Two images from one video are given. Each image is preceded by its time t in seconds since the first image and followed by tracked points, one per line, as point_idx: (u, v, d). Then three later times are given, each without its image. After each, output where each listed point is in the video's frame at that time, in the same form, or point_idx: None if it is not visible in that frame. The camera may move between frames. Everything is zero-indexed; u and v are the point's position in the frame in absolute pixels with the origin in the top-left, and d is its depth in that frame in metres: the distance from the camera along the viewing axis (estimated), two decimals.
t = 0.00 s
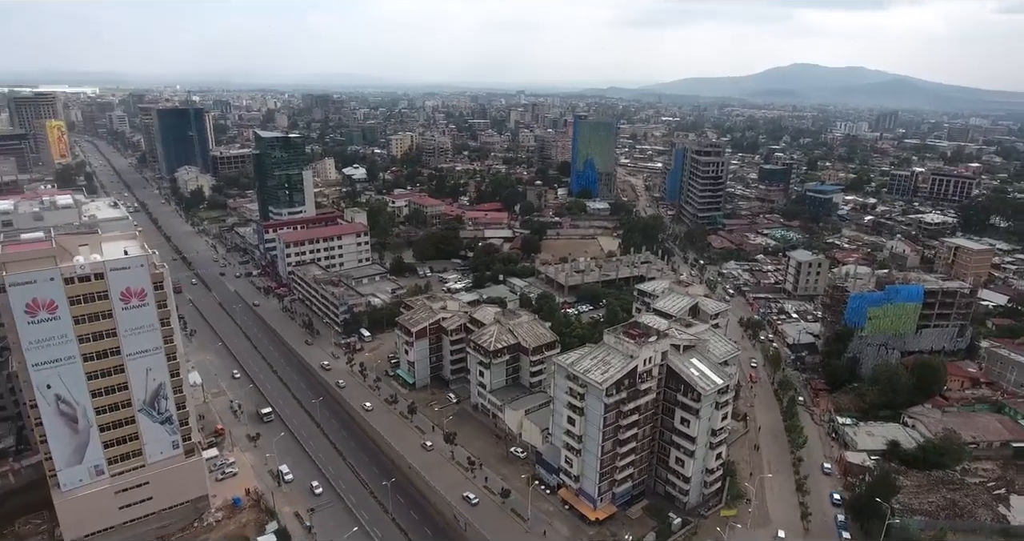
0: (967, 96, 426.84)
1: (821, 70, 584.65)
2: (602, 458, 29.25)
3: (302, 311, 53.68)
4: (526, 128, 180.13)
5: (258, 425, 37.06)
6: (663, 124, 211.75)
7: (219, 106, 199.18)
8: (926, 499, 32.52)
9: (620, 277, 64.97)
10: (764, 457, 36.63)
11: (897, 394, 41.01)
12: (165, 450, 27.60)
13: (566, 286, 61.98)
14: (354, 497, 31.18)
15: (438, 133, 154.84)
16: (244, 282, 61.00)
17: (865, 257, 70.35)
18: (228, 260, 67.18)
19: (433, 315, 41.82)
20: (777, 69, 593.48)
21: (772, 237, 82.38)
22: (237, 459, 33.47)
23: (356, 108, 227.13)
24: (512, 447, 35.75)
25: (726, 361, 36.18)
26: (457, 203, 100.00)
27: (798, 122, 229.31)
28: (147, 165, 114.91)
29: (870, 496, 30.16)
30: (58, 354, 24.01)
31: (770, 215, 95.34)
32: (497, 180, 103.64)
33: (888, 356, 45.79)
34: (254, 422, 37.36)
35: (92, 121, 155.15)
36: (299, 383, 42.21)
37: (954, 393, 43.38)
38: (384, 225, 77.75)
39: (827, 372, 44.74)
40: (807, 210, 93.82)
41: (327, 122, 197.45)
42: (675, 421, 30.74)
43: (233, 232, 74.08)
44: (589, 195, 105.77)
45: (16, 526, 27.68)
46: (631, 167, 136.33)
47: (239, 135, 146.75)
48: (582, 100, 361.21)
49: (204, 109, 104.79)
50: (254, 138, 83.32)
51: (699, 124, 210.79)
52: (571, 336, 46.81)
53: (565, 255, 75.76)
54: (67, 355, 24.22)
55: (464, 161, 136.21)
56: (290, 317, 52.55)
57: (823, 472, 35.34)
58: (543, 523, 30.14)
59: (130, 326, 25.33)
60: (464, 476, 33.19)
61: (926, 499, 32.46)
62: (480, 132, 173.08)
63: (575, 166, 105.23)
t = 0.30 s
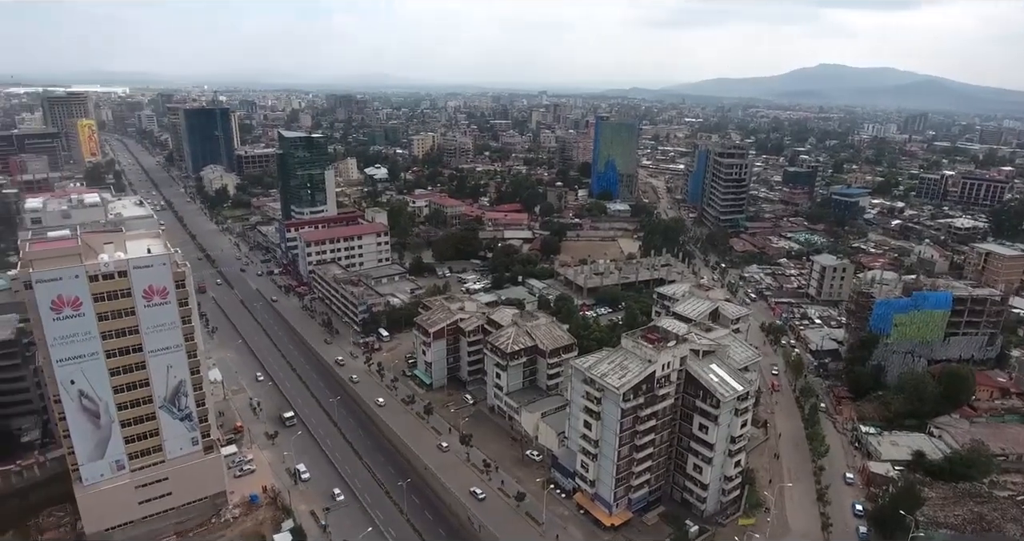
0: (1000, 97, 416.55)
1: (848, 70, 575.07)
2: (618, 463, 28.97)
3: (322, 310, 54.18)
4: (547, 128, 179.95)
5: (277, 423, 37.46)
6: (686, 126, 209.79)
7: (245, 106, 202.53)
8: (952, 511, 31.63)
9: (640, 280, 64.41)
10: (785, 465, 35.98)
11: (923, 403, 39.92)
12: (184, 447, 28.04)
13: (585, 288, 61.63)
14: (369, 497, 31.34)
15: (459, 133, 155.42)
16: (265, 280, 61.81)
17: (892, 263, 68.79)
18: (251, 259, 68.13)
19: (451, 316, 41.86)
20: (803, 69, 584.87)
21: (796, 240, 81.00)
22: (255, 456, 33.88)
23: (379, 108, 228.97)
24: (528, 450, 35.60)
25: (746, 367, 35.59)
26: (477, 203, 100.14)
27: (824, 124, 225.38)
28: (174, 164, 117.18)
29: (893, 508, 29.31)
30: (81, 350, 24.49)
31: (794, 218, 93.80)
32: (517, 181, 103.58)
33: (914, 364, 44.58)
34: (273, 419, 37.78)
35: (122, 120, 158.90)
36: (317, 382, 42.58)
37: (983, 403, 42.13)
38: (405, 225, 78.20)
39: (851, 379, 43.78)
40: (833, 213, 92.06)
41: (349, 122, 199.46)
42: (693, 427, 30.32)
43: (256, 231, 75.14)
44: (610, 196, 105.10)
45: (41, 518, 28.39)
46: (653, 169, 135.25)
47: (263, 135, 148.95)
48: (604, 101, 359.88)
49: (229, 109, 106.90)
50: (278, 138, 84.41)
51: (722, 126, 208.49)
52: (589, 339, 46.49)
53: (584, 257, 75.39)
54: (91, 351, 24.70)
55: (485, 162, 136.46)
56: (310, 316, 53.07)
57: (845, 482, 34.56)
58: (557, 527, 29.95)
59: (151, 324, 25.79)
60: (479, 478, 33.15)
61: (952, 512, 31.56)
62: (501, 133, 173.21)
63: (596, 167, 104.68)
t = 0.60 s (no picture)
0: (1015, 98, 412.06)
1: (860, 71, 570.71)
2: (625, 467, 28.81)
3: (330, 310, 54.37)
4: (556, 129, 179.73)
5: (284, 423, 37.59)
6: (696, 127, 208.93)
7: (257, 106, 203.86)
8: (963, 519, 31.18)
9: (648, 282, 64.12)
10: (793, 470, 35.66)
11: (934, 409, 39.39)
12: (191, 447, 28.19)
13: (593, 289, 61.44)
14: (375, 498, 31.39)
15: (468, 134, 155.58)
16: (274, 280, 62.15)
17: (904, 266, 68.05)
18: (260, 258, 68.54)
19: (458, 317, 41.84)
20: (815, 70, 581.37)
21: (806, 243, 80.33)
22: (262, 456, 34.04)
23: (389, 108, 229.60)
24: (534, 452, 35.52)
25: (754, 371, 35.31)
26: (485, 204, 100.22)
27: (836, 125, 223.48)
28: (185, 164, 118.14)
29: (904, 515, 29.12)
30: (89, 349, 24.69)
31: (805, 220, 93.06)
32: (526, 182, 103.52)
33: (926, 369, 43.96)
34: (279, 420, 37.90)
35: (135, 119, 160.52)
36: (325, 383, 42.72)
37: (996, 409, 41.55)
38: (413, 225, 78.36)
39: (861, 383, 43.29)
40: (844, 215, 91.26)
41: (359, 122, 200.24)
42: (700, 431, 30.10)
43: (266, 230, 75.57)
44: (619, 197, 104.70)
45: (50, 515, 28.74)
46: (662, 170, 134.70)
47: (274, 135, 149.81)
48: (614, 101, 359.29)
49: (240, 109, 107.65)
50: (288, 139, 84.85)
51: (733, 127, 207.45)
52: (596, 341, 46.31)
53: (592, 258, 75.22)
54: (99, 351, 24.90)
55: (494, 162, 136.54)
56: (318, 316, 53.28)
57: (854, 488, 34.19)
58: (561, 531, 29.82)
59: (159, 324, 25.95)
60: (485, 480, 33.08)
61: (963, 520, 31.14)
62: (511, 133, 173.15)
63: (605, 168, 104.36)
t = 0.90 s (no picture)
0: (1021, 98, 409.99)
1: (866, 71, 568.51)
2: (628, 469, 28.73)
3: (334, 310, 54.46)
4: (561, 129, 179.55)
5: (287, 423, 37.68)
6: (701, 127, 208.55)
7: (262, 105, 204.54)
8: (969, 523, 30.96)
9: (652, 283, 63.93)
10: (796, 473, 35.50)
11: (940, 412, 39.15)
12: (194, 446, 28.27)
13: (597, 290, 61.35)
14: (378, 499, 31.43)
15: (473, 134, 155.72)
16: (279, 280, 62.29)
17: (909, 267, 67.68)
18: (264, 258, 68.71)
19: (461, 318, 41.82)
20: (821, 70, 579.39)
21: (811, 244, 80.02)
22: (265, 456, 34.12)
23: (394, 108, 229.83)
24: (537, 454, 35.46)
25: (758, 374, 35.15)
26: (490, 204, 100.21)
27: (842, 125, 222.50)
28: (191, 163, 118.53)
29: (908, 519, 28.80)
30: (93, 349, 24.78)
31: (810, 221, 92.71)
32: (530, 182, 103.43)
33: (931, 372, 43.71)
34: (283, 420, 37.97)
35: (141, 119, 161.33)
36: (328, 383, 42.77)
37: (1002, 412, 41.28)
38: (417, 226, 78.47)
39: (866, 386, 43.06)
40: (850, 216, 90.82)
41: (364, 122, 200.63)
42: (704, 434, 30.00)
43: (270, 230, 75.78)
44: (623, 198, 104.48)
45: (53, 514, 28.96)
46: (667, 170, 134.45)
47: (279, 134, 150.24)
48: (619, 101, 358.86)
49: (246, 108, 108.01)
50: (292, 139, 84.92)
51: (738, 127, 206.96)
52: (599, 342, 46.23)
53: (597, 259, 75.13)
54: (103, 351, 25.00)
55: (499, 162, 136.60)
56: (321, 316, 53.36)
57: (858, 491, 34.01)
58: (563, 533, 29.76)
59: (163, 324, 26.05)
60: (487, 481, 33.07)
61: (968, 524, 30.94)
62: (516, 133, 173.11)
63: (610, 169, 104.18)
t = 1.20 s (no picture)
0: None
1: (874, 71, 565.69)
2: (632, 471, 28.66)
3: (340, 310, 54.61)
4: (567, 129, 179.28)
5: (293, 423, 37.81)
6: (708, 127, 207.86)
7: (269, 105, 205.26)
8: (977, 528, 30.71)
9: (658, 284, 63.75)
10: (803, 476, 35.30)
11: (948, 416, 38.85)
12: (201, 446, 28.39)
13: (603, 291, 61.24)
14: (383, 499, 31.48)
15: (479, 134, 155.75)
16: (285, 280, 62.51)
17: (917, 269, 67.23)
18: (271, 258, 68.96)
19: (467, 319, 41.82)
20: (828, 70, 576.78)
21: (819, 246, 79.64)
22: (271, 456, 34.25)
23: (400, 108, 230.14)
24: (541, 455, 35.42)
25: (764, 376, 34.99)
26: (496, 204, 100.23)
27: (850, 126, 221.21)
28: (198, 163, 119.00)
29: (915, 523, 28.64)
30: (100, 349, 24.92)
31: (818, 222, 92.21)
32: (536, 182, 103.34)
33: (939, 375, 43.36)
34: (288, 420, 38.09)
35: (149, 119, 162.15)
36: (334, 383, 42.87)
37: (1011, 416, 40.91)
38: (423, 226, 78.59)
39: (873, 389, 42.77)
40: (857, 217, 90.30)
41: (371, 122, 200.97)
42: (709, 436, 29.88)
43: (277, 230, 76.01)
44: (629, 198, 104.26)
45: (62, 512, 29.34)
46: (674, 171, 133.98)
47: (286, 134, 150.76)
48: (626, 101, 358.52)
49: (253, 108, 108.45)
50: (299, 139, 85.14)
51: (745, 127, 206.22)
52: (605, 343, 46.14)
53: (602, 260, 75.00)
54: (110, 350, 25.13)
55: (505, 162, 136.58)
56: (327, 316, 53.51)
57: (865, 495, 33.79)
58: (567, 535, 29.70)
59: (170, 324, 26.16)
60: (492, 482, 33.06)
61: (976, 529, 30.70)
62: (522, 133, 172.96)
63: (616, 169, 103.98)
